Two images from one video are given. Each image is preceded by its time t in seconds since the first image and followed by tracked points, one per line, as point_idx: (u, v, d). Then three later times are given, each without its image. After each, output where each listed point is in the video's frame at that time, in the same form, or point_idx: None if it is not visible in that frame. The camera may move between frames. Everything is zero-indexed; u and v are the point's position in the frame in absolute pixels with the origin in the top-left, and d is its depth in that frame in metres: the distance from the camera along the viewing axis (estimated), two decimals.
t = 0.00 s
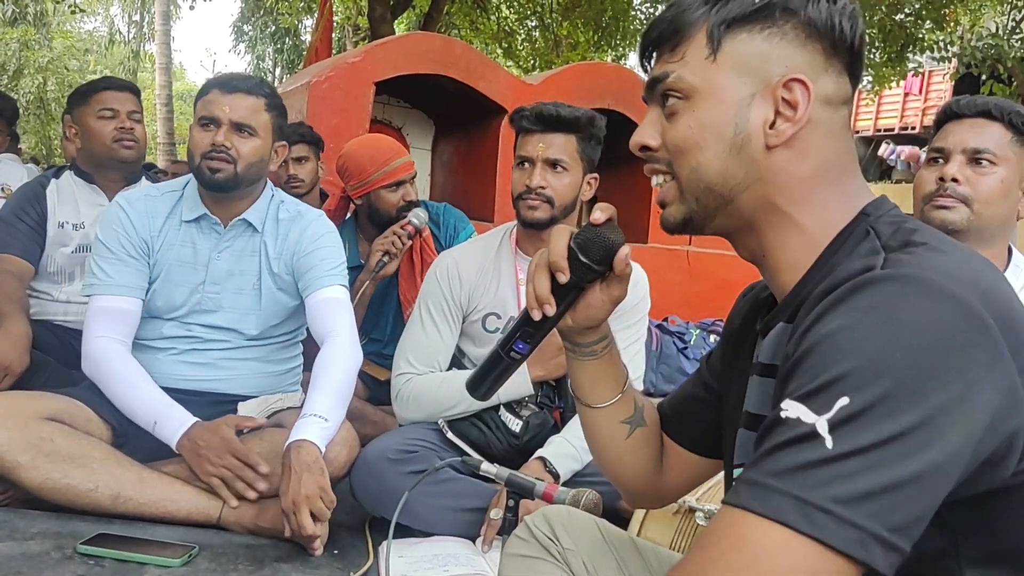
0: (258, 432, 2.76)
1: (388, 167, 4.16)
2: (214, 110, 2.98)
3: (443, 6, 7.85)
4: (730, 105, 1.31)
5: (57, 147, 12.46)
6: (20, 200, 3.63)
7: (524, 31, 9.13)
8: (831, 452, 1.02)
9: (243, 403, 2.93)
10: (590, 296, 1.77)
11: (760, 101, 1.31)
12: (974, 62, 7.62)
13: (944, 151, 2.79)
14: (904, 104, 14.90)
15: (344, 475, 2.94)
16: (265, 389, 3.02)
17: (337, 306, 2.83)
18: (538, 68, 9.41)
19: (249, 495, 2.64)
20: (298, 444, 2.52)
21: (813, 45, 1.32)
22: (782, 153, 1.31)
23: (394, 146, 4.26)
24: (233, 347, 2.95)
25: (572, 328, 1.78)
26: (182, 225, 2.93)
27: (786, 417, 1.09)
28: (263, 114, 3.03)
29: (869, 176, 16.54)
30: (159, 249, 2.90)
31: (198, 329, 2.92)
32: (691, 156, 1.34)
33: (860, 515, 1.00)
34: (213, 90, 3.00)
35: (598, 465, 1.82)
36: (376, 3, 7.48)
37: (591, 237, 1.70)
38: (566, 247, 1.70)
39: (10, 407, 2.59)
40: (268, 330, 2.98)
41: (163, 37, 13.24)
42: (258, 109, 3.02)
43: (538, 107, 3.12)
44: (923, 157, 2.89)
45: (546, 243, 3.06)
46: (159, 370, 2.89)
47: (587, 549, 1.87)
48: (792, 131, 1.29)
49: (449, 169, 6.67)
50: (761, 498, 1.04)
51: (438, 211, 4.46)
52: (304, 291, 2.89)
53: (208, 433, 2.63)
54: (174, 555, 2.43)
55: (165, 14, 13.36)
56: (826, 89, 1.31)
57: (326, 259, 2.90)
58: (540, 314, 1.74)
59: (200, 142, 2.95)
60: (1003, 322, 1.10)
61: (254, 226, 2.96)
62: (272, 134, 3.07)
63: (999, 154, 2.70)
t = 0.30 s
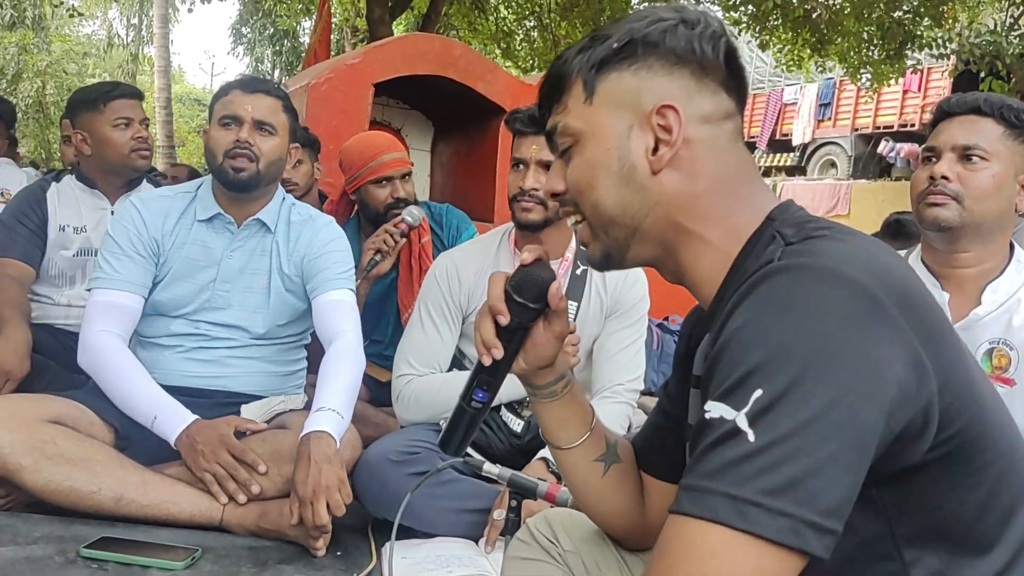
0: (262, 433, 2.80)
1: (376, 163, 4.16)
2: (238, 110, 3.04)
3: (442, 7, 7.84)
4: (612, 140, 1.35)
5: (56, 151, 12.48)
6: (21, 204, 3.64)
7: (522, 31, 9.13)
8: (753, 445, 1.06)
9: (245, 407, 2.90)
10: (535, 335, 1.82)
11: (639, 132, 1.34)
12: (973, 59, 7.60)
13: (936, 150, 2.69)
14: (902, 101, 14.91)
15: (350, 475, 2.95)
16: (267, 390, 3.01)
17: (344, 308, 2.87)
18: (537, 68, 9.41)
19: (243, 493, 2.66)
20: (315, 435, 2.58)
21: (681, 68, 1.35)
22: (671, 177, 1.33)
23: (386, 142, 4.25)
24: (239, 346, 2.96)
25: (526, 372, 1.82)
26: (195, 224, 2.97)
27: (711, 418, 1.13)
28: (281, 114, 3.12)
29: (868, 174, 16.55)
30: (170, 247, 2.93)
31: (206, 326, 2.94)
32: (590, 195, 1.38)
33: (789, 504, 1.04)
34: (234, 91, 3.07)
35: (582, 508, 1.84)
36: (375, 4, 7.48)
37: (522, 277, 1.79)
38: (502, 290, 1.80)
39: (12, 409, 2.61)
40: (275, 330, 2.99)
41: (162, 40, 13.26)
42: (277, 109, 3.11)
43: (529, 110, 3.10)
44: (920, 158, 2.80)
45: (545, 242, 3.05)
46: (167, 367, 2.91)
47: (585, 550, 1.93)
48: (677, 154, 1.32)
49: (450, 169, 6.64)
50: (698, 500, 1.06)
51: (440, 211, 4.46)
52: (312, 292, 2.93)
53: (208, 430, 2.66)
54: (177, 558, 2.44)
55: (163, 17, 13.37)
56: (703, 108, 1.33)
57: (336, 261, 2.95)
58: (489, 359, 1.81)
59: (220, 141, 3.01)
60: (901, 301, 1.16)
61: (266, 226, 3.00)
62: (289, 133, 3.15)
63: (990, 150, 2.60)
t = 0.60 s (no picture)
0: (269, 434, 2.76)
1: (370, 161, 4.16)
2: (243, 108, 3.11)
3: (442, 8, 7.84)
4: (527, 183, 1.37)
5: (56, 153, 12.46)
6: (22, 207, 3.64)
7: (522, 32, 9.13)
8: (689, 434, 1.06)
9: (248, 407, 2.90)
10: (490, 364, 1.81)
11: (550, 171, 1.36)
12: (972, 57, 7.60)
13: (931, 149, 2.70)
14: (902, 100, 14.93)
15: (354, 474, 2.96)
16: (276, 387, 3.04)
17: (350, 303, 2.94)
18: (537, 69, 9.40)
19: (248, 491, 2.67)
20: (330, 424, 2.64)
21: (582, 105, 1.38)
22: (587, 210, 1.34)
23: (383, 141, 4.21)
24: (247, 340, 3.00)
25: (488, 400, 1.83)
26: (204, 222, 3.02)
27: (650, 414, 1.12)
28: (286, 113, 3.18)
29: (868, 173, 16.55)
30: (182, 247, 2.96)
31: (215, 322, 2.97)
32: (516, 237, 1.39)
33: (729, 486, 1.04)
34: (240, 92, 3.14)
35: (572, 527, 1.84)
36: (375, 5, 7.48)
37: (468, 309, 1.77)
38: (450, 324, 1.79)
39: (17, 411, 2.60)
40: (284, 324, 3.04)
41: (162, 42, 13.26)
42: (282, 108, 3.17)
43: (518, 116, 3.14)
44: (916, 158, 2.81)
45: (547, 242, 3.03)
46: (174, 363, 2.93)
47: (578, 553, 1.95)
48: (590, 187, 1.34)
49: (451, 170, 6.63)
50: (646, 495, 1.07)
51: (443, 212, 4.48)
52: (319, 286, 2.98)
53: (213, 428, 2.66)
54: (181, 560, 2.44)
55: (162, 18, 13.36)
56: (609, 138, 1.36)
57: (343, 256, 3.01)
58: (446, 391, 1.81)
59: (227, 139, 3.07)
60: (815, 279, 1.18)
61: (275, 223, 3.05)
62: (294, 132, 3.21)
63: (985, 150, 2.62)
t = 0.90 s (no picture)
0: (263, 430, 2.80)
1: (370, 162, 4.16)
2: (244, 109, 3.13)
3: (441, 8, 7.84)
4: (527, 199, 1.35)
5: (55, 156, 12.46)
6: (22, 211, 3.64)
7: (521, 32, 9.14)
8: (706, 446, 1.04)
9: (249, 405, 2.91)
10: (486, 375, 1.80)
11: (551, 186, 1.35)
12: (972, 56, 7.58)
13: (930, 146, 2.72)
14: (901, 99, 14.94)
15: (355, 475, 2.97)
16: (277, 386, 3.03)
17: (349, 299, 2.98)
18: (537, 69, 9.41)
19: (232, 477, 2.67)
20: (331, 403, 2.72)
21: (575, 116, 1.38)
22: (592, 222, 1.33)
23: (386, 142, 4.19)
24: (247, 338, 3.00)
25: (486, 411, 1.82)
26: (203, 225, 3.05)
27: (666, 425, 1.10)
28: (285, 114, 3.21)
29: (868, 172, 16.55)
30: (182, 248, 3.00)
31: (216, 321, 2.98)
32: (523, 255, 1.37)
33: (747, 500, 1.02)
34: (239, 93, 3.17)
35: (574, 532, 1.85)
36: (374, 6, 7.48)
37: (462, 325, 1.75)
38: (444, 340, 1.77)
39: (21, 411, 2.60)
40: (284, 323, 3.05)
41: (162, 44, 13.27)
42: (281, 109, 3.20)
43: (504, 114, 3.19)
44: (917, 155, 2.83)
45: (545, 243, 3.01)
46: (175, 362, 2.93)
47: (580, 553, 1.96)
48: (591, 198, 1.33)
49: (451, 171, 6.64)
50: (660, 508, 1.05)
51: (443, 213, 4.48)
52: (317, 286, 3.02)
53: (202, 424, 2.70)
54: (183, 562, 2.44)
55: (162, 20, 13.37)
56: (606, 147, 1.36)
57: (342, 256, 3.04)
58: (443, 406, 1.79)
59: (228, 139, 3.09)
60: (835, 287, 1.15)
61: (274, 224, 3.08)
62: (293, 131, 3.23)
63: (981, 147, 2.63)
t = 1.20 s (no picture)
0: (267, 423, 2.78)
1: (376, 159, 4.15)
2: (233, 106, 3.15)
3: (439, 9, 7.84)
4: (620, 191, 1.30)
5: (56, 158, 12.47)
6: (20, 213, 3.64)
7: (520, 32, 9.15)
8: (777, 470, 1.04)
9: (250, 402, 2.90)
10: (536, 357, 1.81)
11: (645, 178, 1.30)
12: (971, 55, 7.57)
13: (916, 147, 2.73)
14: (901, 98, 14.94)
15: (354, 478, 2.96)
16: (277, 379, 3.02)
17: (344, 287, 2.99)
18: (536, 70, 9.41)
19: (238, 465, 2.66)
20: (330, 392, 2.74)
21: (670, 104, 1.31)
22: (683, 216, 1.30)
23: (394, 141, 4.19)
24: (246, 330, 3.00)
25: (525, 391, 1.82)
26: (196, 219, 3.06)
27: (728, 444, 1.11)
28: (273, 110, 3.23)
29: (868, 172, 16.55)
30: (179, 241, 3.01)
31: (215, 316, 2.98)
32: (607, 250, 1.33)
33: (817, 526, 1.02)
34: (228, 91, 3.19)
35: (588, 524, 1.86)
36: (372, 7, 7.49)
37: (522, 306, 1.77)
38: (501, 320, 1.78)
39: (35, 391, 2.59)
40: (282, 315, 3.05)
41: (161, 46, 13.28)
42: (268, 106, 3.22)
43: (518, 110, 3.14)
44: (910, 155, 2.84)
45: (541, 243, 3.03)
46: (175, 359, 2.93)
47: (588, 551, 1.95)
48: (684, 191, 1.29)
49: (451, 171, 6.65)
50: (723, 527, 1.06)
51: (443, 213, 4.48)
52: (313, 276, 3.03)
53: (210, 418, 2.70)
54: (183, 565, 2.44)
55: (161, 22, 13.38)
56: (700, 137, 1.30)
57: (337, 246, 3.07)
58: (488, 381, 1.79)
59: (218, 135, 3.11)
60: (918, 304, 1.12)
61: (267, 216, 3.09)
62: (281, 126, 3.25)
63: (967, 148, 2.61)
